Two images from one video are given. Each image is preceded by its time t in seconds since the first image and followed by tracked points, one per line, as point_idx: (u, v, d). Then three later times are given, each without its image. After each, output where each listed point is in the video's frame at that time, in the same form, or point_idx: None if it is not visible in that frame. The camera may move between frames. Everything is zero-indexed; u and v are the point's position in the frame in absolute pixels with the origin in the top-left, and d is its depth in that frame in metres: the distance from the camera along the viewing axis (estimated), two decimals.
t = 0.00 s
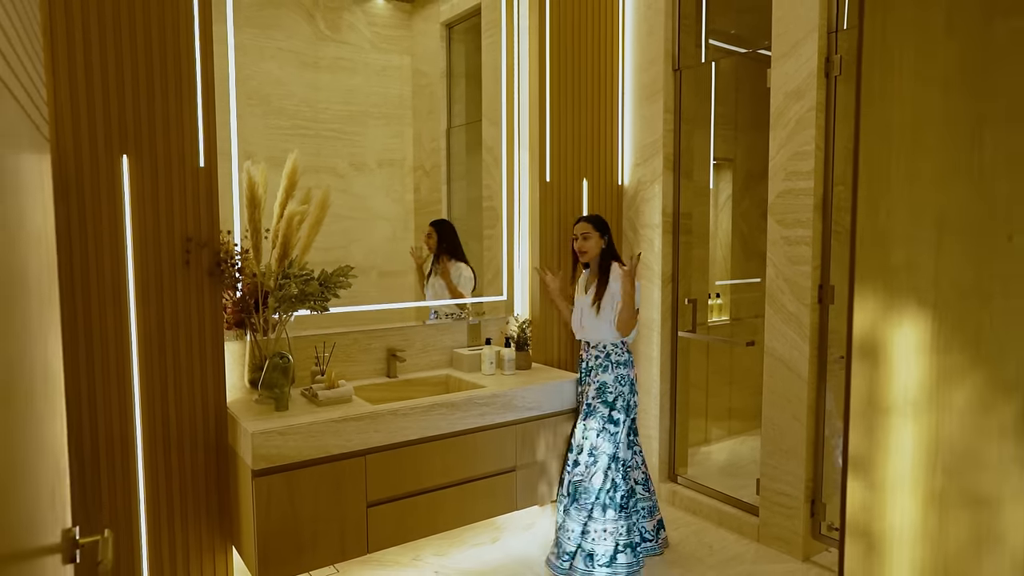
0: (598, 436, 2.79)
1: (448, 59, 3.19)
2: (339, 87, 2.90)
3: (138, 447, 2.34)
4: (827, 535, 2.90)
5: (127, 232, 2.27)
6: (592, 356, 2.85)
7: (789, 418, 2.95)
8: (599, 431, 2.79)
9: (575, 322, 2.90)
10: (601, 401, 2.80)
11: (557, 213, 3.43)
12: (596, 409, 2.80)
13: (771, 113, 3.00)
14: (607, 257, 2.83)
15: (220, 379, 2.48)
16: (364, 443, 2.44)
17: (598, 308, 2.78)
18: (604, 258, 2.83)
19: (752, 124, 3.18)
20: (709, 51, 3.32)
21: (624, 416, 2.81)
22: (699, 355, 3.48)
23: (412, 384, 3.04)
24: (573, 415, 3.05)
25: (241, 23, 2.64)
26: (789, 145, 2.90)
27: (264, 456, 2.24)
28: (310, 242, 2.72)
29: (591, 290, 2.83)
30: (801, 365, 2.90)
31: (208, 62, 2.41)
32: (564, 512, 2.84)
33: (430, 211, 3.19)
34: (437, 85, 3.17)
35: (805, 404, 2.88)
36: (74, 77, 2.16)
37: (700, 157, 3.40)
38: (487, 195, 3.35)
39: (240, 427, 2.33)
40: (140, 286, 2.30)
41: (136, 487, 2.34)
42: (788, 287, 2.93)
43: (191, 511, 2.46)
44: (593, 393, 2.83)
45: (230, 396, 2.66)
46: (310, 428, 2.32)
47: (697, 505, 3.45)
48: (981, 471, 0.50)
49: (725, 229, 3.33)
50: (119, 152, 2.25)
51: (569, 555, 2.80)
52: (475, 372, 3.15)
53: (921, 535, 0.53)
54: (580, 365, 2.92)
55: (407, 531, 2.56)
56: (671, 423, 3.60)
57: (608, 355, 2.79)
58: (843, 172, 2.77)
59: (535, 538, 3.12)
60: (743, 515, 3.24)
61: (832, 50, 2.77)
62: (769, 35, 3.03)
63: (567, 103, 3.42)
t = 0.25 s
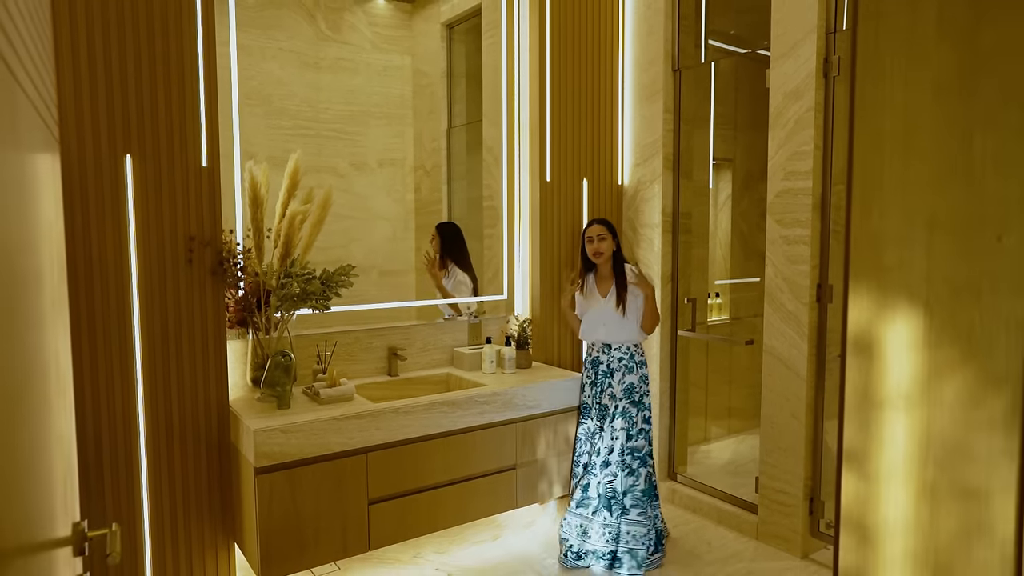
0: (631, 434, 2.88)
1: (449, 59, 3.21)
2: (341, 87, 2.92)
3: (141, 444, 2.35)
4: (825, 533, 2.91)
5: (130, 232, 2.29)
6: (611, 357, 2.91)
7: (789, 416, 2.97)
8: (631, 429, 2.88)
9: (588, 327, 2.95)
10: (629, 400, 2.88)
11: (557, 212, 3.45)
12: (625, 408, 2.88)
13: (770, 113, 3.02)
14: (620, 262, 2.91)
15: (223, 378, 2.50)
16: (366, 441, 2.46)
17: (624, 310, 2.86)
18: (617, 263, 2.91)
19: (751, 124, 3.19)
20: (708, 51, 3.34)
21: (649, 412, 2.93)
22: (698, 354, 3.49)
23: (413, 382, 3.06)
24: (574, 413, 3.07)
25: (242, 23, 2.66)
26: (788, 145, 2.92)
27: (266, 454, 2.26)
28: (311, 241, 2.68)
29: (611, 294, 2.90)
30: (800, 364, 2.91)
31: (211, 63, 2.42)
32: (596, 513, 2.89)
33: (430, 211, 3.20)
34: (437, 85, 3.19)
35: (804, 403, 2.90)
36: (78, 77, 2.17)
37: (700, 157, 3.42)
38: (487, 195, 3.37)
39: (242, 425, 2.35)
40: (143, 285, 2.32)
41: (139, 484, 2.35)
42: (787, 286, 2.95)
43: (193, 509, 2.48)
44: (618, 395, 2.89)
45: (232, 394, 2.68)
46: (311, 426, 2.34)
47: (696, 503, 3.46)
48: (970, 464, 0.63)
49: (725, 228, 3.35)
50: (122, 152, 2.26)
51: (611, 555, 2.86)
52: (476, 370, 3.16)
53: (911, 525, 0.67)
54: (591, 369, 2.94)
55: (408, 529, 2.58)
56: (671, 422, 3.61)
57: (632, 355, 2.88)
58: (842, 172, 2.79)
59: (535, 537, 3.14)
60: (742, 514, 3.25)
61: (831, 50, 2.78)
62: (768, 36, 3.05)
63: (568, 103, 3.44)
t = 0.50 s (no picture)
0: (646, 428, 2.91)
1: (449, 59, 3.23)
2: (342, 88, 2.94)
3: (144, 441, 2.37)
4: (823, 530, 2.94)
5: (133, 231, 2.31)
6: (623, 355, 2.91)
7: (787, 414, 2.99)
8: (645, 423, 2.91)
9: (597, 328, 2.94)
10: (643, 396, 2.90)
11: (557, 211, 3.47)
12: (640, 404, 2.90)
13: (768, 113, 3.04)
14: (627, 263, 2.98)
15: (225, 375, 2.52)
16: (367, 438, 2.48)
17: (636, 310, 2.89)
18: (625, 264, 2.97)
19: (750, 124, 3.21)
20: (708, 52, 3.36)
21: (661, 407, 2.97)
22: (697, 352, 3.51)
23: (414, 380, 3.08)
24: (574, 411, 3.09)
25: (244, 24, 2.68)
26: (787, 145, 2.94)
27: (268, 451, 2.27)
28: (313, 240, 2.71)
29: (623, 293, 2.92)
30: (798, 362, 2.93)
31: (214, 63, 2.44)
32: (615, 512, 2.88)
33: (431, 210, 3.22)
34: (438, 85, 3.20)
35: (802, 400, 2.92)
36: (82, 77, 2.19)
37: (699, 156, 3.44)
38: (488, 195, 3.39)
39: (244, 422, 2.37)
40: (146, 284, 2.33)
41: (142, 481, 2.37)
42: (785, 284, 2.96)
43: (197, 505, 2.49)
44: (633, 392, 2.89)
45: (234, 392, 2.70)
46: (313, 423, 2.36)
47: (695, 500, 3.49)
48: (963, 458, 0.72)
49: (723, 228, 3.37)
50: (126, 151, 2.28)
51: (637, 547, 2.90)
52: (477, 369, 3.18)
53: (904, 522, 0.76)
54: (602, 369, 2.91)
55: (409, 526, 2.60)
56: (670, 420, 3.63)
57: (643, 352, 2.91)
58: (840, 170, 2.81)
59: (535, 534, 3.16)
60: (741, 511, 3.27)
61: (829, 51, 2.80)
62: (767, 36, 3.07)
63: (568, 102, 3.45)
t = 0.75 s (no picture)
0: (643, 425, 2.99)
1: (449, 58, 3.23)
2: (342, 86, 2.94)
3: (144, 439, 2.37)
4: (823, 528, 2.95)
5: (133, 229, 2.30)
6: (620, 355, 2.95)
7: (787, 413, 2.99)
8: (643, 421, 2.99)
9: (597, 328, 2.99)
10: (641, 395, 2.97)
11: (557, 210, 3.47)
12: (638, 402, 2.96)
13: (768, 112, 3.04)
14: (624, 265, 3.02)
15: (225, 373, 2.52)
16: (367, 437, 2.48)
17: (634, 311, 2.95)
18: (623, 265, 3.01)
19: (750, 123, 3.21)
20: (708, 50, 3.36)
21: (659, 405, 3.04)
22: (697, 351, 3.51)
23: (413, 379, 3.08)
24: (574, 410, 3.08)
25: (244, 22, 2.68)
26: (787, 143, 2.94)
27: (268, 449, 2.27)
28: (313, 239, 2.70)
29: (621, 294, 2.97)
30: (798, 361, 2.93)
31: (213, 61, 2.44)
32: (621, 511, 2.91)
33: (431, 209, 3.22)
34: (438, 83, 3.20)
35: (802, 399, 2.92)
36: (82, 75, 2.19)
37: (699, 155, 3.43)
38: (488, 193, 3.39)
39: (244, 421, 2.37)
40: (146, 282, 2.33)
41: (142, 479, 2.37)
42: (785, 283, 2.96)
43: (196, 503, 2.49)
44: (631, 391, 2.95)
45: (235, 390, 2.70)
46: (313, 421, 2.36)
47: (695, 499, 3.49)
48: (962, 452, 0.78)
49: (723, 227, 3.37)
50: (126, 149, 2.28)
51: (641, 543, 2.93)
52: (477, 367, 3.18)
53: (904, 515, 0.83)
54: (601, 370, 2.95)
55: (409, 524, 2.60)
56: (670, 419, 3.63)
57: (642, 351, 2.98)
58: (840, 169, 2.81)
59: (535, 532, 3.16)
60: (742, 510, 3.28)
61: (829, 49, 2.80)
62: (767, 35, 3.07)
63: (568, 101, 3.45)
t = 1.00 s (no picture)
0: (639, 427, 3.00)
1: (449, 57, 3.22)
2: (342, 85, 2.94)
3: (144, 438, 2.37)
4: (823, 527, 2.94)
5: (133, 227, 2.30)
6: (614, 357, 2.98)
7: (788, 411, 2.98)
8: (639, 423, 3.01)
9: (590, 326, 3.02)
10: (635, 397, 3.00)
11: (558, 209, 3.47)
12: (633, 404, 2.99)
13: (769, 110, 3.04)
14: (620, 261, 3.07)
15: (224, 372, 2.51)
16: (367, 435, 2.47)
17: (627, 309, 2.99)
18: (619, 262, 3.06)
19: (751, 122, 3.20)
20: (708, 49, 3.35)
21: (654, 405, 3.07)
22: (698, 350, 3.50)
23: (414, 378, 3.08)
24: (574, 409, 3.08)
25: (244, 21, 2.67)
26: (787, 142, 2.93)
27: (268, 448, 2.27)
28: (313, 237, 2.68)
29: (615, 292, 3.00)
30: (798, 359, 2.93)
31: (214, 60, 2.44)
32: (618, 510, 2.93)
33: (431, 208, 3.22)
34: (438, 83, 3.20)
35: (803, 397, 2.92)
36: (82, 73, 2.18)
37: (699, 154, 3.43)
38: (488, 193, 3.38)
39: (244, 419, 2.36)
40: (146, 280, 2.33)
41: (142, 478, 2.37)
42: (786, 282, 2.96)
43: (196, 501, 2.49)
44: (625, 393, 2.99)
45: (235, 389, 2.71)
46: (313, 420, 2.35)
47: (696, 498, 3.49)
48: (964, 448, 0.78)
49: (724, 225, 3.37)
50: (126, 147, 2.28)
51: (632, 542, 2.92)
52: (477, 366, 3.18)
53: (908, 510, 0.82)
54: (594, 372, 2.98)
55: (409, 523, 2.60)
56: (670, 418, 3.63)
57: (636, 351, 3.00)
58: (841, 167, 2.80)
59: (535, 531, 3.16)
60: (742, 509, 3.27)
61: (830, 48, 2.80)
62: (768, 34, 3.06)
63: (568, 100, 3.45)
